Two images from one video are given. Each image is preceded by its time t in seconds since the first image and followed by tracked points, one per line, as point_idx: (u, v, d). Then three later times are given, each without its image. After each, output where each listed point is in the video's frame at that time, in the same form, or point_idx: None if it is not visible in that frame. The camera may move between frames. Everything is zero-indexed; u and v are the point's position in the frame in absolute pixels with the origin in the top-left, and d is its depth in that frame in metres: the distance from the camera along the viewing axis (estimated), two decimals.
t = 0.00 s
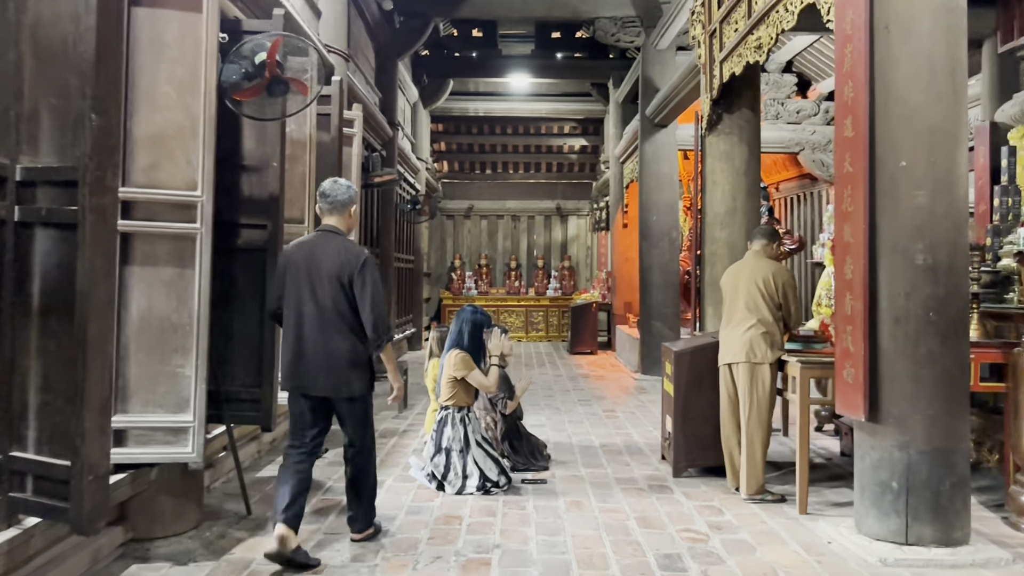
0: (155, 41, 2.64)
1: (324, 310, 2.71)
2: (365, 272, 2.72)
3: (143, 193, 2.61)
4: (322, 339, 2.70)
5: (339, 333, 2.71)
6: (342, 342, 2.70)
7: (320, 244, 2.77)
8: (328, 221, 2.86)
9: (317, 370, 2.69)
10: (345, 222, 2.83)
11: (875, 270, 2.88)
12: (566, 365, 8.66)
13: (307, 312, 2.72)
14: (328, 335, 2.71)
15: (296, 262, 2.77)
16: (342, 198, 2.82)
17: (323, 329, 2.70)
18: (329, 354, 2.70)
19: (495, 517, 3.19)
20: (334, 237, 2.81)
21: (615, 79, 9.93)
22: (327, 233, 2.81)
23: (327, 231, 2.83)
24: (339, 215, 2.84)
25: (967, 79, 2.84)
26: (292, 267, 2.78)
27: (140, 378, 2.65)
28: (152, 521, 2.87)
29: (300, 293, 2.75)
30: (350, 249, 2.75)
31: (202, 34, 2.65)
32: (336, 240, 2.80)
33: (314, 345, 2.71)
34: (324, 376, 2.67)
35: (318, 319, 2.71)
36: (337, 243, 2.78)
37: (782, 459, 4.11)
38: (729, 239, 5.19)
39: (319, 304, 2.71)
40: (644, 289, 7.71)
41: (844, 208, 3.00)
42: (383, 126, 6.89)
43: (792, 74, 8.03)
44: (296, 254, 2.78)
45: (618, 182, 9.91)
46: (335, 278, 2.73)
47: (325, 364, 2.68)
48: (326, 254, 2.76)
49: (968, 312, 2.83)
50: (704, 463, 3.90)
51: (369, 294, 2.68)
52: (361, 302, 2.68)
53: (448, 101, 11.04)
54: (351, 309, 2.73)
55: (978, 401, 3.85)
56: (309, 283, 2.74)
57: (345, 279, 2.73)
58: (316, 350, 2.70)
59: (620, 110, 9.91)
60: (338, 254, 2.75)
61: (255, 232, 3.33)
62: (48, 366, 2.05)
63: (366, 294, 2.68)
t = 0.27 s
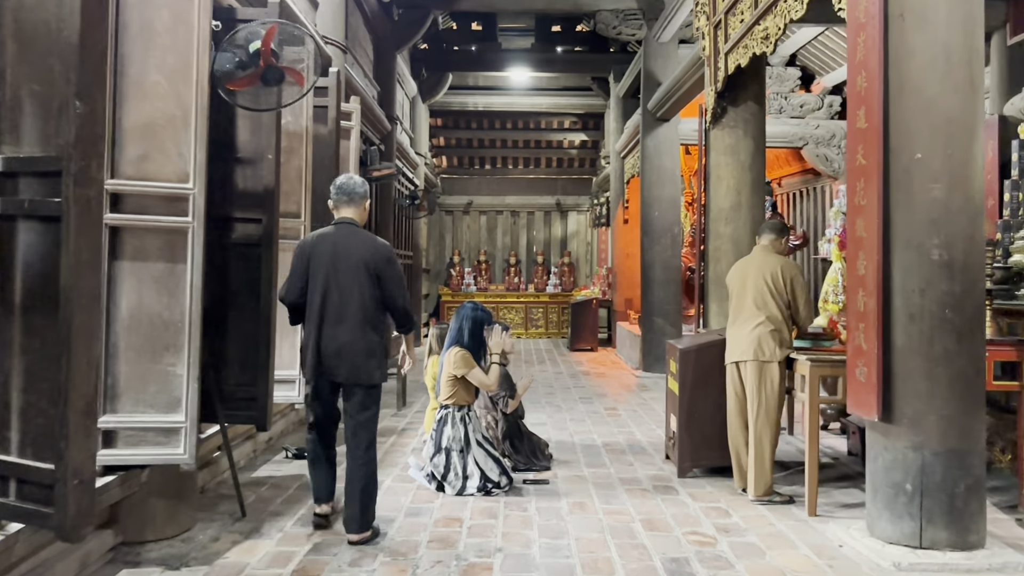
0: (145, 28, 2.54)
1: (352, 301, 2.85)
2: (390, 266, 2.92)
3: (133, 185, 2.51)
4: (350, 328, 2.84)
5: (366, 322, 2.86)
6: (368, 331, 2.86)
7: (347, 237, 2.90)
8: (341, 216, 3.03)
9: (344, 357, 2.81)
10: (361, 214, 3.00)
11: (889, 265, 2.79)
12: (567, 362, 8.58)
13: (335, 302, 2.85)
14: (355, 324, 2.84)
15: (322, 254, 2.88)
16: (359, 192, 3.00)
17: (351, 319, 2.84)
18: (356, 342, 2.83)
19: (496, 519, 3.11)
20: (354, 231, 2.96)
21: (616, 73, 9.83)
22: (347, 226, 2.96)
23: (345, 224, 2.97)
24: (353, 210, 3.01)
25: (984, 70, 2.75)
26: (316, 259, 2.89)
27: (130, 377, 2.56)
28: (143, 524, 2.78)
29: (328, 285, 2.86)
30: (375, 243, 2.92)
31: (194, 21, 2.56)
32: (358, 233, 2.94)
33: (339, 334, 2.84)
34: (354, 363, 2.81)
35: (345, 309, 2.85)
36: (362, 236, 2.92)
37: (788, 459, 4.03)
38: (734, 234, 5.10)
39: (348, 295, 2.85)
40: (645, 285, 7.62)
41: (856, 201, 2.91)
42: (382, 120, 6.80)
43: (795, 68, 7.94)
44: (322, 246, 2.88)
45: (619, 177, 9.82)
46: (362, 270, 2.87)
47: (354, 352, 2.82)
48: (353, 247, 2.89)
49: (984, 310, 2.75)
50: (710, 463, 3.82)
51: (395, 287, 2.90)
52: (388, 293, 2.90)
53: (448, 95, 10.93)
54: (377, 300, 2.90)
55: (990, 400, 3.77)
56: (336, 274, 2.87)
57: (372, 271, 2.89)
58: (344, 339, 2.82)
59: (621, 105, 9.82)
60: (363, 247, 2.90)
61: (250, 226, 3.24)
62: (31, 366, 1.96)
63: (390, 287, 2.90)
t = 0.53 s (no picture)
0: (136, 19, 2.46)
1: (360, 306, 2.87)
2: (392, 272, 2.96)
3: (123, 180, 2.44)
4: (358, 334, 2.85)
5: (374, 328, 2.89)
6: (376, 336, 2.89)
7: (350, 245, 2.91)
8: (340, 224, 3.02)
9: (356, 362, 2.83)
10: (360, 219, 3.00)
11: (900, 264, 2.72)
12: (567, 362, 8.51)
13: (343, 309, 2.86)
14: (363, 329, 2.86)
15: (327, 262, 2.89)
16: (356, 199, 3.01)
17: (360, 325, 2.86)
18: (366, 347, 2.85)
19: (497, 524, 3.04)
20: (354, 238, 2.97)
21: (617, 70, 9.75)
22: (347, 232, 2.96)
23: (346, 230, 2.97)
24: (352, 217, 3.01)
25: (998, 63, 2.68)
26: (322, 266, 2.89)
27: (120, 378, 2.48)
28: (134, 529, 2.71)
29: (336, 292, 2.87)
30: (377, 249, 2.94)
31: (186, 11, 2.48)
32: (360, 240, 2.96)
33: (349, 340, 2.85)
34: (366, 367, 2.83)
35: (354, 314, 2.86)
36: (363, 242, 2.94)
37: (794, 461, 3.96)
38: (737, 232, 5.02)
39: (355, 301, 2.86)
40: (647, 284, 7.55)
41: (867, 198, 2.84)
42: (380, 117, 6.72)
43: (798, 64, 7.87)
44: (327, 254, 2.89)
45: (620, 175, 9.74)
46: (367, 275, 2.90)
47: (364, 356, 2.83)
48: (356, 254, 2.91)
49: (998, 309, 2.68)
50: (714, 465, 3.75)
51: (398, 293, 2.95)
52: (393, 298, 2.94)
53: (447, 93, 10.85)
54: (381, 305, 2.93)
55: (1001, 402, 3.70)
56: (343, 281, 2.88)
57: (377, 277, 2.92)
58: (354, 344, 2.84)
59: (622, 102, 9.74)
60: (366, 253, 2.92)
61: (245, 223, 3.16)
62: (14, 368, 1.88)
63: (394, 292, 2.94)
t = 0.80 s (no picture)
0: (122, 12, 2.38)
1: (353, 300, 3.17)
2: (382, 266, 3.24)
3: (108, 179, 2.35)
4: (353, 324, 3.15)
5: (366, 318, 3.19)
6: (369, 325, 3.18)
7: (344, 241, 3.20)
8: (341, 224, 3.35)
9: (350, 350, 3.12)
10: (359, 218, 3.29)
11: (912, 266, 2.63)
12: (568, 365, 8.43)
13: (338, 302, 3.14)
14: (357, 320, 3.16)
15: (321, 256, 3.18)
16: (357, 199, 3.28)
17: (354, 316, 3.15)
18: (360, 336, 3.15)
19: (495, 533, 2.95)
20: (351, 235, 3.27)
21: (619, 71, 9.67)
22: (346, 230, 3.26)
23: (344, 228, 3.26)
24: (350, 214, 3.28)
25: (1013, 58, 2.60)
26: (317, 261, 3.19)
27: (105, 383, 2.40)
28: (121, 539, 2.61)
29: (331, 286, 3.16)
30: (369, 245, 3.23)
31: (173, 3, 2.39)
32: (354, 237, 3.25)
33: (344, 330, 3.13)
34: (362, 356, 3.12)
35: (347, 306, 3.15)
36: (358, 240, 3.23)
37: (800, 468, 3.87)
38: (741, 234, 4.93)
39: (350, 294, 3.15)
40: (649, 286, 7.46)
41: (876, 197, 2.76)
42: (379, 117, 6.64)
43: (802, 64, 7.78)
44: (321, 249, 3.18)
45: (621, 177, 9.65)
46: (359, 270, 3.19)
47: (358, 345, 3.13)
48: (350, 250, 3.21)
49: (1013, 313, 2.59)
50: (718, 472, 3.66)
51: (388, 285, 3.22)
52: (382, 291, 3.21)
53: (448, 93, 10.77)
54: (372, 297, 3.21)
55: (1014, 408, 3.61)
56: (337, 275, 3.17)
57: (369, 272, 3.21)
58: (349, 334, 3.13)
59: (624, 103, 9.65)
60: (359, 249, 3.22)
61: (237, 224, 3.07)
62: None
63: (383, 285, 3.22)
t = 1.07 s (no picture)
0: (100, 7, 2.29)
1: (360, 313, 3.29)
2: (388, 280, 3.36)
3: (85, 179, 2.26)
4: (357, 336, 3.29)
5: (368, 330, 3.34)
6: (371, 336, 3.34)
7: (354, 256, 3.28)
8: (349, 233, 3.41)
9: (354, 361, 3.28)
10: (369, 232, 3.37)
11: (919, 270, 2.55)
12: (566, 369, 8.34)
13: (345, 315, 3.26)
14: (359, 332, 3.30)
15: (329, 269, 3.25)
16: (369, 213, 3.36)
17: (359, 328, 3.29)
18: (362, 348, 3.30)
19: (489, 545, 2.86)
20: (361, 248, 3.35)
21: (617, 72, 9.58)
22: (356, 244, 3.34)
23: (353, 241, 3.34)
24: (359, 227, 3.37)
25: None
26: (326, 273, 3.26)
27: (82, 391, 2.31)
28: (98, 553, 2.50)
29: (339, 298, 3.26)
30: (377, 259, 3.33)
31: None
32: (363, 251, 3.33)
33: (348, 341, 3.26)
34: (363, 369, 3.28)
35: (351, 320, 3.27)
36: (368, 255, 3.33)
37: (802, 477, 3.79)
38: (742, 236, 4.84)
39: (356, 308, 3.28)
40: (648, 289, 7.37)
41: (882, 199, 2.67)
42: (375, 118, 6.55)
43: (803, 66, 7.70)
44: (330, 261, 3.25)
45: (620, 179, 9.56)
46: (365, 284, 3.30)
47: (360, 358, 3.27)
48: (358, 264, 3.29)
49: None
50: (717, 481, 3.57)
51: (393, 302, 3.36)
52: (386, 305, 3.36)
53: (445, 95, 10.68)
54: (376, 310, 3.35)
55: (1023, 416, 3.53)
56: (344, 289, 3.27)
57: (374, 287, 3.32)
58: (352, 346, 3.26)
59: (623, 105, 9.56)
60: (366, 262, 3.32)
61: (223, 226, 2.99)
62: None
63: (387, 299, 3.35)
